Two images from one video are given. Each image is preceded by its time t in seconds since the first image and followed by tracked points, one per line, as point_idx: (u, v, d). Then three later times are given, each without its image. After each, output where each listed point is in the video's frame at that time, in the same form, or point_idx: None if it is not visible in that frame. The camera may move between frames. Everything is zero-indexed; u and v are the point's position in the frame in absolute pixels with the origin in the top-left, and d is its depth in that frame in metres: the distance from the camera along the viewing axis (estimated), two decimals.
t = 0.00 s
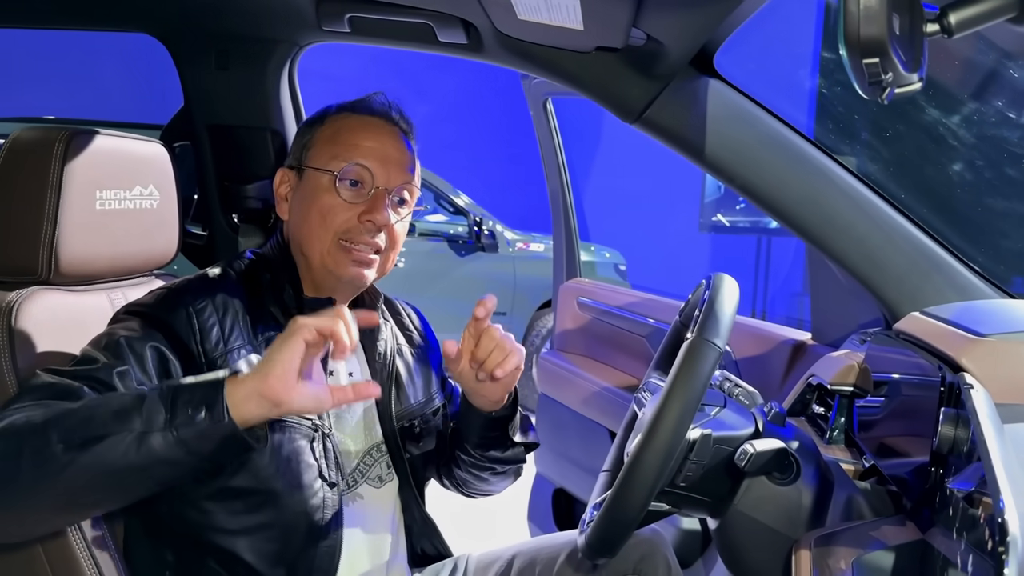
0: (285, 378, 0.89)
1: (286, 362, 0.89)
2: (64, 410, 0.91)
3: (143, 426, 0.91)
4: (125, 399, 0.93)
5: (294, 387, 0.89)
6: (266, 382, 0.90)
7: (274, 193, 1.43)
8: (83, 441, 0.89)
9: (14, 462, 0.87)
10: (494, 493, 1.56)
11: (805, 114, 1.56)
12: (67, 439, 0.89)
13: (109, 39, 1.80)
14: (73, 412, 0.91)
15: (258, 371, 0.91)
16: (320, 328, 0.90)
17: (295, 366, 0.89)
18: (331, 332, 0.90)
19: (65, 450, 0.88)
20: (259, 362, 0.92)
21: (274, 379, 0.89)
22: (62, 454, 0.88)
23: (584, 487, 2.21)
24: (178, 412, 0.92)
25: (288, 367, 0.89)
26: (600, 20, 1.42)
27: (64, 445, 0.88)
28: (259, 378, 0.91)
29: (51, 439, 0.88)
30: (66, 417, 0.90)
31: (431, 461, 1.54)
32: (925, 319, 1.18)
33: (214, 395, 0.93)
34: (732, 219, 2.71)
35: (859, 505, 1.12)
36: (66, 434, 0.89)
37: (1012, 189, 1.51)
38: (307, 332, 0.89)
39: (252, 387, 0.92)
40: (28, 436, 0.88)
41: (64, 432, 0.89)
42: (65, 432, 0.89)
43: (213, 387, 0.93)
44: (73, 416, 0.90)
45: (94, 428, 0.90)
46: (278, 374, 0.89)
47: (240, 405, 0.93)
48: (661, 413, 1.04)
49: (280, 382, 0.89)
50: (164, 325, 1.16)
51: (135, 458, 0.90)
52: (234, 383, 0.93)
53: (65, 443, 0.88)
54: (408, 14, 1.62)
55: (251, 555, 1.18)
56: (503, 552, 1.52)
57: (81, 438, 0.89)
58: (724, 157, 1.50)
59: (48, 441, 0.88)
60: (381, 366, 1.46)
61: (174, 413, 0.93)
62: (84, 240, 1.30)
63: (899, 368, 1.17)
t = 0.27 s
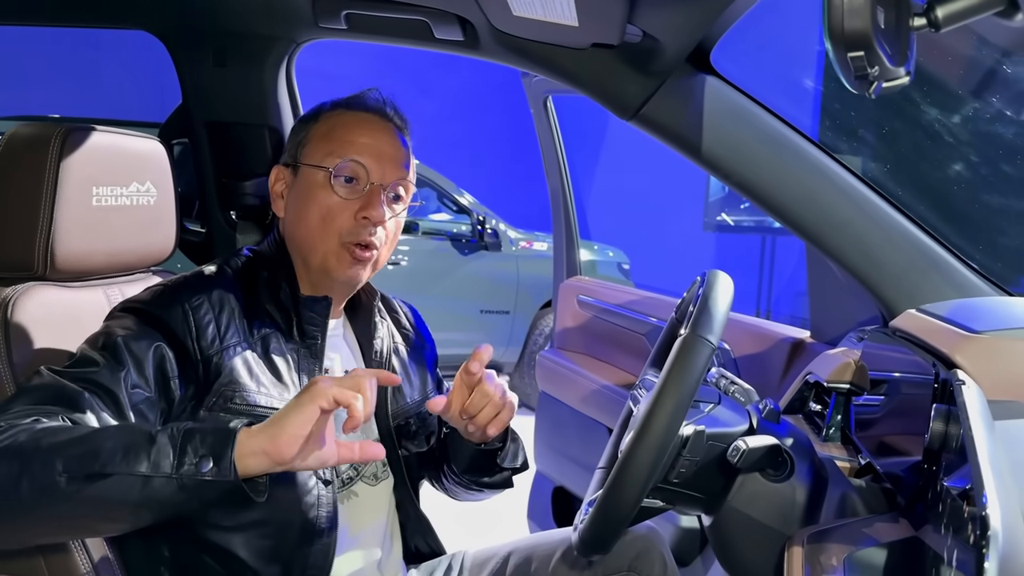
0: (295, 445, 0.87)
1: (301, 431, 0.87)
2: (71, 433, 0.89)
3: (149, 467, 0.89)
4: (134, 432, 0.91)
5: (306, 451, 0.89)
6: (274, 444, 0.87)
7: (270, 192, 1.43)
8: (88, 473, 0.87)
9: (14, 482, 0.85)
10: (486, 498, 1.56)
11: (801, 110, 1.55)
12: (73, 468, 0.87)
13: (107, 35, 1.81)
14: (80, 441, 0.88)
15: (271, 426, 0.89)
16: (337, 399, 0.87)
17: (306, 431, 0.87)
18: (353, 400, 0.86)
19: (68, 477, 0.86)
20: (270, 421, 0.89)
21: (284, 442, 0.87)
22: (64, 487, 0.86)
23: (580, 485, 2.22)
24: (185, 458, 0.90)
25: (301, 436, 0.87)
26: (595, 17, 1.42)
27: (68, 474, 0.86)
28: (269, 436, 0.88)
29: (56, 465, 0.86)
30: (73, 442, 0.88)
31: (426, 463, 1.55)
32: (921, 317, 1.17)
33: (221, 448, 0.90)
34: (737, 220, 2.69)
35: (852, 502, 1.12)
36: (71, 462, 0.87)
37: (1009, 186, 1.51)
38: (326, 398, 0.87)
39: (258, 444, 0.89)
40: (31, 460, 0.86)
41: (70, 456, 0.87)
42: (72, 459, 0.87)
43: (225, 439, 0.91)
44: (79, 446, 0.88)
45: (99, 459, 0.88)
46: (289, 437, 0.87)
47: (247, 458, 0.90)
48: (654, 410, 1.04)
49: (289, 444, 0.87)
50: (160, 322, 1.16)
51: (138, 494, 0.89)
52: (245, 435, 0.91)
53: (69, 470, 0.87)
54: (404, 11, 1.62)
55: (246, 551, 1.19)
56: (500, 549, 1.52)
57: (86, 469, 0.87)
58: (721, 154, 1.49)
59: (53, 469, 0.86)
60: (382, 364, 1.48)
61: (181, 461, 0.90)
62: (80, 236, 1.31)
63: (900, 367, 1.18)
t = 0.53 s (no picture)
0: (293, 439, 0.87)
1: (295, 425, 0.87)
2: (70, 432, 0.90)
3: (148, 464, 0.90)
4: (133, 430, 0.92)
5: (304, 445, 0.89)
6: (271, 439, 0.88)
7: (269, 191, 1.44)
8: (88, 472, 0.87)
9: (16, 483, 0.86)
10: (485, 497, 1.57)
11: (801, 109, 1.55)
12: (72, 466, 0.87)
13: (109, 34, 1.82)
14: (80, 440, 0.89)
15: (266, 422, 0.89)
16: (330, 391, 0.86)
17: (302, 425, 0.87)
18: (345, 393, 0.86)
19: (68, 475, 0.87)
20: (267, 416, 0.89)
21: (280, 436, 0.87)
22: (64, 484, 0.87)
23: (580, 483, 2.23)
24: (184, 454, 0.91)
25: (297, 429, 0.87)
26: (593, 16, 1.42)
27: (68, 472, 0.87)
28: (265, 431, 0.88)
29: (55, 463, 0.87)
30: (72, 440, 0.89)
31: (425, 461, 1.55)
32: (919, 316, 1.16)
33: (220, 444, 0.91)
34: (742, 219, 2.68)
35: (850, 503, 1.12)
36: (70, 460, 0.87)
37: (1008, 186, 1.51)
38: (318, 391, 0.87)
39: (255, 440, 0.89)
40: (33, 459, 0.86)
41: (70, 455, 0.87)
42: (71, 458, 0.87)
43: (224, 434, 0.91)
44: (80, 445, 0.88)
45: (99, 458, 0.88)
46: (285, 432, 0.87)
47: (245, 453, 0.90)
48: (650, 410, 1.04)
49: (286, 439, 0.87)
50: (160, 321, 1.17)
51: (136, 491, 0.89)
52: (242, 432, 0.91)
53: (69, 468, 0.87)
54: (404, 11, 1.62)
55: (244, 549, 1.19)
56: (499, 547, 1.52)
57: (85, 466, 0.88)
58: (720, 153, 1.49)
59: (53, 467, 0.87)
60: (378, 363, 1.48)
61: (180, 457, 0.90)
62: (80, 235, 1.31)
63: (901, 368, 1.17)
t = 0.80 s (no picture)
0: (278, 411, 0.87)
1: (280, 396, 0.87)
2: (55, 420, 0.90)
3: (135, 444, 0.90)
4: (118, 412, 0.92)
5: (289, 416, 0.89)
6: (257, 412, 0.88)
7: (267, 185, 1.44)
8: (76, 456, 0.88)
9: (4, 473, 0.86)
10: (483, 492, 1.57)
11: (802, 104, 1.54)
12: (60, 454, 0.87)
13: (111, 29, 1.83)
14: (67, 425, 0.89)
15: (249, 397, 0.89)
16: (310, 356, 0.88)
17: (286, 397, 0.87)
18: (328, 359, 0.87)
19: (57, 463, 0.87)
20: (250, 390, 0.89)
21: (264, 408, 0.87)
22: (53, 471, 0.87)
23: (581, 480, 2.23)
24: (170, 433, 0.91)
25: (281, 400, 0.87)
26: (591, 10, 1.41)
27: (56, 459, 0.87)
28: (249, 405, 0.89)
29: (43, 450, 0.87)
30: (59, 427, 0.89)
31: (422, 456, 1.55)
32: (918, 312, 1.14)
33: (206, 419, 0.91)
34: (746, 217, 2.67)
35: (847, 499, 1.11)
36: (58, 448, 0.87)
37: (1010, 181, 1.49)
38: (299, 360, 0.88)
39: (240, 415, 0.89)
40: (20, 446, 0.87)
41: (58, 443, 0.88)
42: (58, 445, 0.88)
43: (208, 410, 0.91)
44: (67, 430, 0.89)
45: (86, 443, 0.88)
46: (270, 404, 0.87)
47: (233, 430, 0.91)
48: (646, 406, 1.04)
49: (271, 412, 0.87)
50: (153, 316, 1.16)
51: (125, 476, 0.89)
52: (227, 408, 0.91)
53: (57, 456, 0.87)
54: (402, 6, 1.62)
55: (239, 544, 1.19)
56: (498, 544, 1.52)
57: (72, 451, 0.88)
58: (720, 148, 1.48)
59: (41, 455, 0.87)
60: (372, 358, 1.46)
61: (167, 435, 0.91)
62: (78, 230, 1.32)
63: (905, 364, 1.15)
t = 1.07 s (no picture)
0: (267, 406, 0.88)
1: (268, 392, 0.87)
2: (45, 418, 0.89)
3: (124, 441, 0.90)
4: (107, 409, 0.91)
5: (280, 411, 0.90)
6: (246, 407, 0.89)
7: (265, 178, 1.43)
8: (64, 453, 0.87)
9: None
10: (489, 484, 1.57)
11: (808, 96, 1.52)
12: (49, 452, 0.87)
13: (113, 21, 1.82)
14: (56, 422, 0.89)
15: (239, 392, 0.89)
16: (298, 352, 0.87)
17: (275, 392, 0.88)
18: (315, 356, 0.86)
19: (46, 460, 0.87)
20: (238, 386, 0.89)
21: (252, 404, 0.88)
22: (44, 467, 0.87)
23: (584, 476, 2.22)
24: (160, 430, 0.90)
25: (269, 396, 0.88)
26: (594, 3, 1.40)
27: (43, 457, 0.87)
28: (239, 400, 0.89)
29: (32, 447, 0.87)
30: (48, 424, 0.89)
31: (423, 450, 1.55)
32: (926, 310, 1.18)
33: (194, 416, 0.91)
34: (753, 211, 2.65)
35: (852, 497, 1.08)
36: (46, 446, 0.87)
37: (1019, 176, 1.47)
38: (287, 357, 0.87)
39: (230, 410, 0.90)
40: (10, 444, 0.86)
41: (47, 441, 0.87)
42: (47, 442, 0.87)
43: (197, 406, 0.91)
44: (56, 427, 0.88)
45: (75, 440, 0.88)
46: (259, 400, 0.88)
47: (222, 426, 0.91)
48: (647, 403, 1.03)
49: (261, 408, 0.88)
50: (150, 312, 1.17)
51: (115, 469, 0.89)
52: (216, 403, 0.91)
53: (46, 453, 0.87)
54: None
55: (237, 541, 1.18)
56: (499, 540, 1.51)
57: (61, 449, 0.87)
58: (724, 142, 1.47)
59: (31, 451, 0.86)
60: (371, 354, 1.45)
61: (156, 431, 0.90)
62: (78, 223, 1.31)
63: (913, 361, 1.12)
